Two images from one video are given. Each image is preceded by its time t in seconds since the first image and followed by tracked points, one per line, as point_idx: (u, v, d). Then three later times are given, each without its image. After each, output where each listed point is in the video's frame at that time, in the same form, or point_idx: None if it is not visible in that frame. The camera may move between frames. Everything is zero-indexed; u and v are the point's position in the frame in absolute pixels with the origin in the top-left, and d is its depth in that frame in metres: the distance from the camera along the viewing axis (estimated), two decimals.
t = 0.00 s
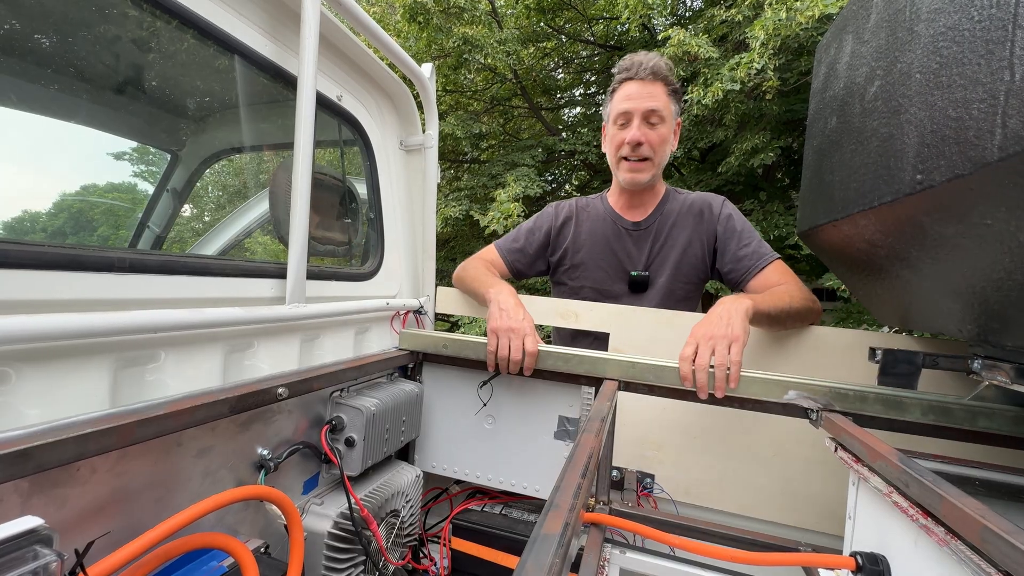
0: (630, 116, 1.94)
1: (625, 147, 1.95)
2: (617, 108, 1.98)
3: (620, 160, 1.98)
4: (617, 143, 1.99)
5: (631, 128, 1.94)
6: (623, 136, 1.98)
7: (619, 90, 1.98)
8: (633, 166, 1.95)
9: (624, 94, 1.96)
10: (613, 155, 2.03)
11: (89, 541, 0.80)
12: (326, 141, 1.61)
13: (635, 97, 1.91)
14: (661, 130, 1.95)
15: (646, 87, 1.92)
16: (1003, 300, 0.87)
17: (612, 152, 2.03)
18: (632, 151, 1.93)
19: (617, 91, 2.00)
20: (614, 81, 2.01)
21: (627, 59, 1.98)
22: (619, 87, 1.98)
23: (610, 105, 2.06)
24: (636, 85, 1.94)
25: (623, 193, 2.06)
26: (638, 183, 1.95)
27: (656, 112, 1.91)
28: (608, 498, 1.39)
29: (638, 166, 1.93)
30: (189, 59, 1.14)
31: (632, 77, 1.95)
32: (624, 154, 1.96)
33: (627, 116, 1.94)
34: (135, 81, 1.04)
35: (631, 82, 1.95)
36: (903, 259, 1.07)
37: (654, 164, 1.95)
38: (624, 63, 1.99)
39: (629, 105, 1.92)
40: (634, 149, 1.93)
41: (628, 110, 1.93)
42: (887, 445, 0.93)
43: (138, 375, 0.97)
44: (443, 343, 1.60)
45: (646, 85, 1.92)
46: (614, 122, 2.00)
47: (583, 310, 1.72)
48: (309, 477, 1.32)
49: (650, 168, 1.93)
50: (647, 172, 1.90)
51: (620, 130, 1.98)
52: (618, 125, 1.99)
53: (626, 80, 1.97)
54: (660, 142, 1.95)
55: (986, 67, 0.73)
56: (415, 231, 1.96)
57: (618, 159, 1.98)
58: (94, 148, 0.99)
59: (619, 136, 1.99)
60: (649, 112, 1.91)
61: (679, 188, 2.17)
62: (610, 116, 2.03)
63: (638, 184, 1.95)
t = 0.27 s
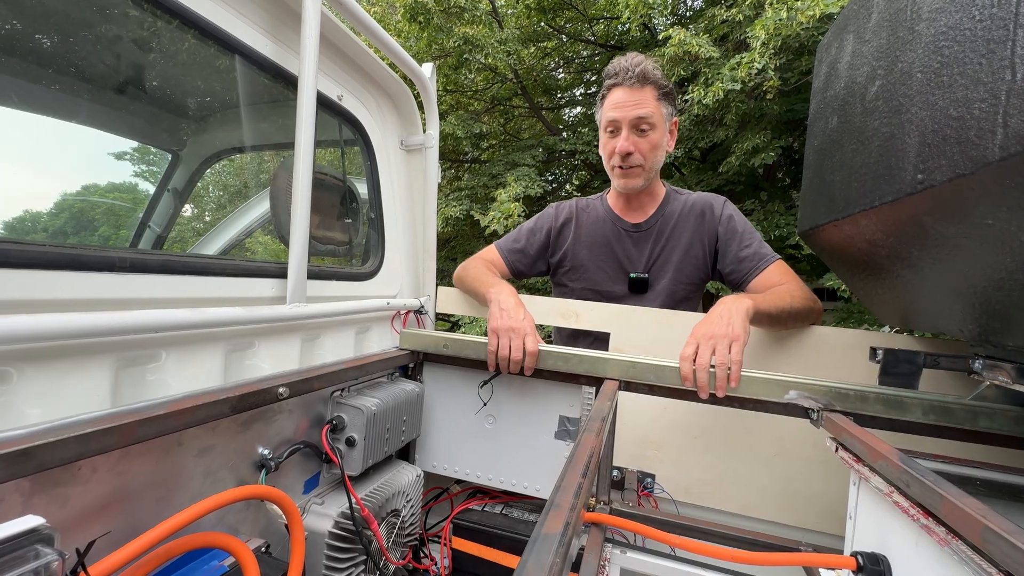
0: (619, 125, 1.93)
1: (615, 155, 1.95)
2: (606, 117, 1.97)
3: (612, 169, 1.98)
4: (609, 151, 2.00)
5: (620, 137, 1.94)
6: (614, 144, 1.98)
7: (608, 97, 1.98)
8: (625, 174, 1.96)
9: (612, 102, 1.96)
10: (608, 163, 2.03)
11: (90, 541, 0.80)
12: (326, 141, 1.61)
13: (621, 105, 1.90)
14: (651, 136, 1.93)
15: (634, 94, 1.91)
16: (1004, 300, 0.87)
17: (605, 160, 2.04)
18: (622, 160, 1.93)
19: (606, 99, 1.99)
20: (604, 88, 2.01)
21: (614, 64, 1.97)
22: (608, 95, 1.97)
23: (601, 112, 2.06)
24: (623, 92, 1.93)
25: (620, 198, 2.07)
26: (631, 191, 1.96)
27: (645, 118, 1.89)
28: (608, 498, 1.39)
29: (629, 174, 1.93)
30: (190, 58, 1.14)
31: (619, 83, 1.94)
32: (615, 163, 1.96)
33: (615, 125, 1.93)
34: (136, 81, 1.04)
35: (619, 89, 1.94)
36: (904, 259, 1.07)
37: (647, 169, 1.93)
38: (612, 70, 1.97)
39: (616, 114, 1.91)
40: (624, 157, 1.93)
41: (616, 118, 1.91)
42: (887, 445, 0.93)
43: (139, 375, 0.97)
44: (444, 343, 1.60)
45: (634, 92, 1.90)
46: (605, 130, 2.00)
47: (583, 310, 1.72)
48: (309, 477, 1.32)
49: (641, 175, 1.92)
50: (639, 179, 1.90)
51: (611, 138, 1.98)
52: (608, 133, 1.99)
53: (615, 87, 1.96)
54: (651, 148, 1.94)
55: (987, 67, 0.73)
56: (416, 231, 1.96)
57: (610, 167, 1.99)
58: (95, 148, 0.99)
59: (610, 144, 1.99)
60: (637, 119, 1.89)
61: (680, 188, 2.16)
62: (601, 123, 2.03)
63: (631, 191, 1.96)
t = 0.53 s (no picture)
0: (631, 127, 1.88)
1: (626, 158, 1.90)
2: (616, 117, 1.91)
3: (620, 171, 1.93)
4: (616, 153, 1.94)
5: (632, 139, 1.89)
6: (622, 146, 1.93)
7: (618, 96, 1.92)
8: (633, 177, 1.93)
9: (623, 102, 1.89)
10: (613, 164, 1.98)
11: (92, 540, 0.80)
12: (328, 141, 1.61)
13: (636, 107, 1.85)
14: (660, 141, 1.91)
15: (646, 94, 1.86)
16: (1006, 300, 0.86)
17: (611, 161, 1.98)
18: (634, 163, 1.89)
19: (615, 98, 1.93)
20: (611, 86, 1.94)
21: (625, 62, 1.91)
22: (618, 95, 1.91)
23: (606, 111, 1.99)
24: (634, 92, 1.88)
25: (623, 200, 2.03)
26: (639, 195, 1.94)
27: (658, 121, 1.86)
28: (609, 498, 1.39)
29: (639, 179, 1.91)
30: (192, 59, 1.15)
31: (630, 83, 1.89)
32: (625, 165, 1.91)
33: (628, 126, 1.87)
34: (138, 82, 1.04)
35: (630, 89, 1.89)
36: (905, 259, 1.07)
37: (655, 174, 1.92)
38: (622, 69, 1.92)
39: (629, 114, 1.85)
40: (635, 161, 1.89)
41: (629, 119, 1.86)
42: (889, 446, 0.93)
43: (141, 375, 0.97)
44: (444, 343, 1.60)
45: (646, 93, 1.86)
46: (613, 131, 1.94)
47: (584, 310, 1.72)
48: (311, 477, 1.32)
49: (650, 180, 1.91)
50: (649, 184, 1.88)
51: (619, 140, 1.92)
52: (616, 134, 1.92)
53: (625, 87, 1.90)
54: (661, 151, 1.91)
55: (988, 67, 0.73)
56: (417, 231, 1.97)
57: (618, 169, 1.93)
58: (97, 148, 1.00)
59: (617, 145, 1.93)
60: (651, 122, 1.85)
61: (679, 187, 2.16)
62: (608, 124, 1.97)
63: (638, 195, 1.94)
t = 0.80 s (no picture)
0: (660, 128, 1.87)
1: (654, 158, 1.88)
2: (641, 115, 1.90)
3: (643, 171, 1.90)
4: (639, 152, 1.91)
5: (661, 140, 1.88)
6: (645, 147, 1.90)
7: (644, 96, 1.91)
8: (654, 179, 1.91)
9: (650, 102, 1.89)
10: (630, 164, 1.94)
11: (95, 539, 0.81)
12: (330, 141, 1.62)
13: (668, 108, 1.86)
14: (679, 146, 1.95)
15: (671, 98, 1.91)
16: (1009, 300, 0.86)
17: (628, 161, 1.94)
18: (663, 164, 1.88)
19: (638, 97, 1.93)
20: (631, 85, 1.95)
21: (649, 60, 1.91)
22: (644, 94, 1.91)
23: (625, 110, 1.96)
24: (661, 93, 1.91)
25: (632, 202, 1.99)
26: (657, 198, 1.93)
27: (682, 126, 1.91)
28: (611, 498, 1.39)
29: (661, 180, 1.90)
30: (194, 60, 1.15)
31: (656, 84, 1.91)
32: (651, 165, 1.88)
33: (658, 127, 1.87)
34: (140, 82, 1.05)
35: (657, 90, 1.91)
36: (908, 259, 1.06)
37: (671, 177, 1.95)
38: (646, 65, 1.92)
39: (661, 115, 1.86)
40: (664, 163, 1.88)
41: (659, 119, 1.87)
42: (892, 446, 0.93)
43: (144, 374, 0.97)
44: (446, 343, 1.60)
45: (672, 96, 1.90)
46: (635, 130, 1.91)
47: (585, 309, 1.72)
48: (313, 476, 1.33)
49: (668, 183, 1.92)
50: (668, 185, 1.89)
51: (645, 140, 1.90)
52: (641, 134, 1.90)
53: (650, 88, 1.92)
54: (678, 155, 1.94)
55: (992, 65, 0.73)
56: (418, 230, 1.97)
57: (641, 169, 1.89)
58: (100, 149, 1.00)
59: (642, 145, 1.90)
60: (678, 125, 1.89)
61: (678, 183, 2.13)
62: (629, 122, 1.94)
63: (657, 197, 1.93)
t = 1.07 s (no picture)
0: (631, 129, 1.85)
1: (625, 159, 1.88)
2: (615, 119, 1.89)
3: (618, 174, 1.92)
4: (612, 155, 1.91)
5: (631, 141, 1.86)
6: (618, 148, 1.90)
7: (617, 100, 1.90)
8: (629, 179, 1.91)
9: (623, 104, 1.87)
10: (608, 166, 1.95)
11: (99, 538, 0.81)
12: (332, 142, 1.62)
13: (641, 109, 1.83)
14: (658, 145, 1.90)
15: (646, 100, 1.87)
16: (1013, 300, 0.86)
17: (606, 163, 1.95)
18: (633, 164, 1.87)
19: (614, 101, 1.91)
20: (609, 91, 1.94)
21: (626, 68, 1.89)
22: (619, 97, 1.89)
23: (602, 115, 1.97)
24: (635, 98, 1.87)
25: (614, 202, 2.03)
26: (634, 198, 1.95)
27: (657, 124, 1.86)
28: (613, 498, 1.39)
29: (636, 180, 1.90)
30: (197, 61, 1.15)
31: (630, 87, 1.88)
32: (624, 166, 1.89)
33: (629, 127, 1.85)
34: (144, 83, 1.05)
35: (631, 93, 1.88)
36: (911, 259, 1.06)
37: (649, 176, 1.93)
38: (623, 72, 1.90)
39: (632, 116, 1.83)
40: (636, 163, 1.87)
41: (631, 121, 1.84)
42: (894, 446, 0.93)
43: (147, 374, 0.98)
44: (448, 343, 1.60)
45: (645, 99, 1.86)
46: (610, 132, 1.91)
47: (587, 309, 1.71)
48: (315, 476, 1.33)
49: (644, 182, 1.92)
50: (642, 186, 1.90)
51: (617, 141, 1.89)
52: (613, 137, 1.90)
53: (625, 92, 1.89)
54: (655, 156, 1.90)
55: (996, 64, 0.73)
56: (420, 231, 1.98)
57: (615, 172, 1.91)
58: (104, 149, 1.00)
59: (614, 147, 1.90)
60: (652, 123, 1.85)
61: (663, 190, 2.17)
62: (604, 125, 1.94)
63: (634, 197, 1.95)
